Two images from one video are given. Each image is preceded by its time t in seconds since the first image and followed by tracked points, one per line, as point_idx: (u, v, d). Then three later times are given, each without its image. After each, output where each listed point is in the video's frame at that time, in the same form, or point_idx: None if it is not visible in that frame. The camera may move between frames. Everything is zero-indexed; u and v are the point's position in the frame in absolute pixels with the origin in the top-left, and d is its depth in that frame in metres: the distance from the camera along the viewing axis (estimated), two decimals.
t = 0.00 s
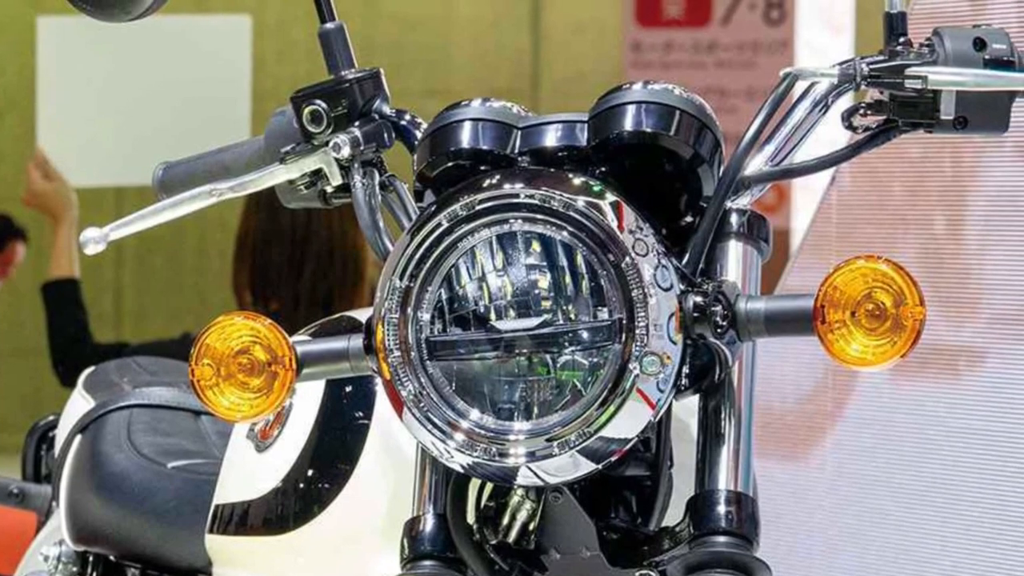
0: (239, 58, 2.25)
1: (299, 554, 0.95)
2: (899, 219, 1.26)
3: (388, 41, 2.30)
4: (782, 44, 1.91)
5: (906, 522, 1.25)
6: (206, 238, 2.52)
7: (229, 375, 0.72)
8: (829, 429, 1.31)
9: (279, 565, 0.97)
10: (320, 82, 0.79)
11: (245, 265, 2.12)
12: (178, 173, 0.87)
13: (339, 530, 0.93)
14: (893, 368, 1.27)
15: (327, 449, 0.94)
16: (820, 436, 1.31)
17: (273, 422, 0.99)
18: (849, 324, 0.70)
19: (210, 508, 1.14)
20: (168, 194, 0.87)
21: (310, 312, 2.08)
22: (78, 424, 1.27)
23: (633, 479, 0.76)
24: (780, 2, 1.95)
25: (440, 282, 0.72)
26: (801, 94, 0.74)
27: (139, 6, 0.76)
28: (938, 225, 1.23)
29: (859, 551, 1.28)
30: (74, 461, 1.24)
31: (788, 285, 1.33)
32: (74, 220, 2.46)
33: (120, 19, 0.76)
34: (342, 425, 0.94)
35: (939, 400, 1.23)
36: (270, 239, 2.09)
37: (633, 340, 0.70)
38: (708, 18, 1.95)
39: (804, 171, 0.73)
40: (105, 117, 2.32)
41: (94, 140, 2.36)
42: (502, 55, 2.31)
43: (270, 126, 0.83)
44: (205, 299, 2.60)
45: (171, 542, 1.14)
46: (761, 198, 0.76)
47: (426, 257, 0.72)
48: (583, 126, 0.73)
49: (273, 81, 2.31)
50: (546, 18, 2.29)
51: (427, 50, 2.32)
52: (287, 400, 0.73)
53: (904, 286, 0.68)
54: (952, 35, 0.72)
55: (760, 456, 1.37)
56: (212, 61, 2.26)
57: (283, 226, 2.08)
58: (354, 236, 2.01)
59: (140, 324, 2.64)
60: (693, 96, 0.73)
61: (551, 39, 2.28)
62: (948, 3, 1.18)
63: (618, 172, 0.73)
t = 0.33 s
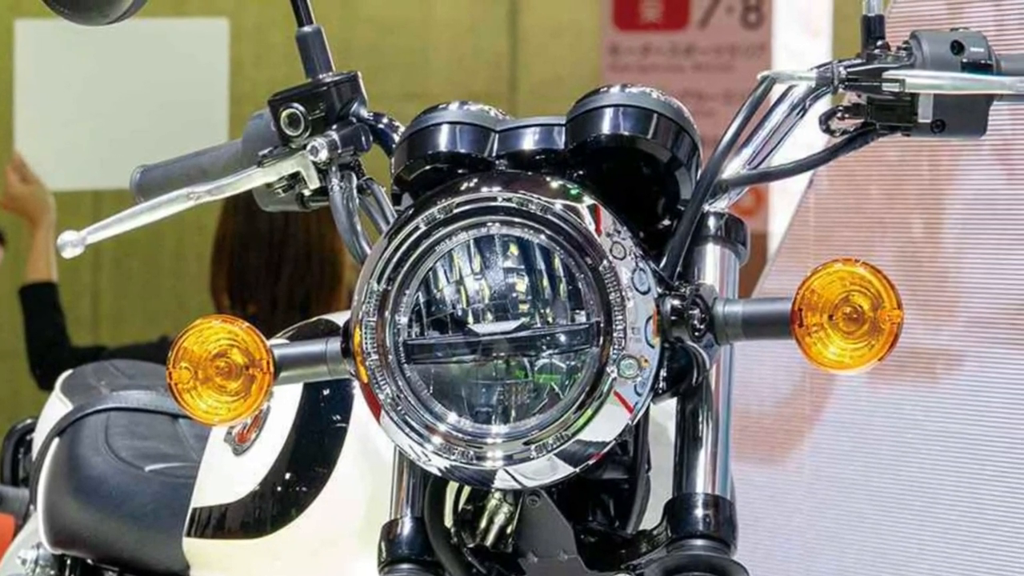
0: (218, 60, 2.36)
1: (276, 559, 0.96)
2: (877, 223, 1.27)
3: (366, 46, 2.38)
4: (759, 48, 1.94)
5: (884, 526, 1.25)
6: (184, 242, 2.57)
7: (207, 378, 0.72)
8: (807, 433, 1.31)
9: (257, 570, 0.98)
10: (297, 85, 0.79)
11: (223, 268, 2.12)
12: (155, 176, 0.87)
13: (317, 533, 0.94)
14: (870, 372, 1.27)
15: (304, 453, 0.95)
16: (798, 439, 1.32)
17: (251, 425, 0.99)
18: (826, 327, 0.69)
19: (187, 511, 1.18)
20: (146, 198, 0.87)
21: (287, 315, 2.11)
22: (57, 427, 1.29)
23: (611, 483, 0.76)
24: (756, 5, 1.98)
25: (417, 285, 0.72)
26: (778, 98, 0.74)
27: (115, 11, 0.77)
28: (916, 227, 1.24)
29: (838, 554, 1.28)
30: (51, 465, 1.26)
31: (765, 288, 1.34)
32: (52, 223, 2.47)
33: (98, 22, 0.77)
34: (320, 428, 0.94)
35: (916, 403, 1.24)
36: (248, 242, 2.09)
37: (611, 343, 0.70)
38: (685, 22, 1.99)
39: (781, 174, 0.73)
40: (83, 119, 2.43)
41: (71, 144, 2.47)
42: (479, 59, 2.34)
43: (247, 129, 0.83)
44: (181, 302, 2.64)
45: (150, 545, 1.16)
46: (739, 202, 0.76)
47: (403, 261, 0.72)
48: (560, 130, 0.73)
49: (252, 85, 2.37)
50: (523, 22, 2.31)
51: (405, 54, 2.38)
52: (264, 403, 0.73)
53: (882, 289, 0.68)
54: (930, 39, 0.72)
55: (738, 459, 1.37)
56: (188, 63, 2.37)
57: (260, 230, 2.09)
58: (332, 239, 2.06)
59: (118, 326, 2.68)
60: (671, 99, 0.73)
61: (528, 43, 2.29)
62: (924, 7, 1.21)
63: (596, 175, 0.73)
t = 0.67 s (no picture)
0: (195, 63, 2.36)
1: (253, 561, 0.98)
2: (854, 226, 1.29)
3: (345, 51, 2.31)
4: (736, 51, 1.94)
5: (861, 527, 1.37)
6: (162, 244, 2.55)
7: (184, 382, 0.72)
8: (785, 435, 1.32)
9: (232, 571, 1.00)
10: (274, 89, 0.79)
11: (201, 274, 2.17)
12: (132, 179, 0.87)
13: (295, 536, 0.96)
14: (847, 377, 1.39)
15: (282, 455, 0.97)
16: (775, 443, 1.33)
17: (229, 429, 1.02)
18: (804, 331, 0.69)
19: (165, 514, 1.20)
20: (123, 202, 0.87)
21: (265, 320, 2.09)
22: (34, 430, 1.31)
23: (589, 486, 0.76)
24: (734, 7, 1.96)
25: (395, 289, 0.72)
26: (756, 101, 0.75)
27: (93, 13, 0.79)
28: (893, 231, 1.36)
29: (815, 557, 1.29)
30: (27, 469, 1.27)
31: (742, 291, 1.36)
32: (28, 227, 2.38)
33: (75, 25, 0.79)
34: (297, 432, 0.97)
35: (894, 406, 1.35)
36: (226, 246, 2.11)
37: (588, 346, 0.70)
38: (663, 25, 1.99)
39: (758, 177, 0.73)
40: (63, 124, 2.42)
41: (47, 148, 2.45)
42: (457, 62, 2.31)
43: (224, 132, 0.83)
44: (158, 304, 2.61)
45: (127, 548, 1.19)
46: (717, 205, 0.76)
47: (381, 264, 0.72)
48: (538, 133, 0.73)
49: (229, 88, 2.34)
50: (500, 23, 2.28)
51: (383, 57, 2.33)
52: (242, 406, 0.73)
53: (859, 293, 0.68)
54: (908, 42, 0.72)
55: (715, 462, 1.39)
56: (167, 68, 2.37)
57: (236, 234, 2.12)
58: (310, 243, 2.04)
59: (95, 330, 2.66)
60: (649, 102, 0.74)
61: (506, 45, 2.28)
62: (902, 10, 1.32)
63: (573, 178, 0.73)
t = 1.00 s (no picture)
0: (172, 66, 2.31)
1: (232, 563, 0.99)
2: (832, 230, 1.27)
3: (324, 54, 2.31)
4: (714, 55, 1.94)
5: (839, 531, 1.26)
6: (139, 249, 2.59)
7: (162, 385, 0.72)
8: (762, 439, 1.32)
9: (211, 573, 1.01)
10: (252, 92, 0.80)
11: (178, 275, 2.16)
12: (111, 182, 0.88)
13: (272, 540, 0.97)
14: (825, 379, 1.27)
15: (259, 458, 0.99)
16: (752, 446, 1.33)
17: (206, 432, 1.04)
18: (782, 334, 0.68)
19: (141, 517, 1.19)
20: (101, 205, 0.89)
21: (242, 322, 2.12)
22: (12, 434, 1.32)
23: (566, 489, 0.77)
24: (711, 11, 1.98)
25: (373, 292, 0.71)
26: (734, 104, 0.75)
27: (70, 17, 0.79)
28: (871, 236, 1.24)
29: (793, 561, 1.29)
30: (7, 472, 1.29)
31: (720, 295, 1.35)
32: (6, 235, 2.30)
33: (53, 29, 0.80)
34: (275, 435, 0.99)
35: (872, 410, 1.24)
36: (203, 249, 2.12)
37: (566, 349, 0.69)
38: (640, 29, 2.00)
39: (734, 181, 0.73)
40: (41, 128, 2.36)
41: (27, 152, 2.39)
42: (435, 65, 2.38)
43: (203, 136, 0.84)
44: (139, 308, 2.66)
45: (104, 552, 1.19)
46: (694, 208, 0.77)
47: (358, 268, 0.71)
48: (516, 137, 0.73)
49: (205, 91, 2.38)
50: (478, 25, 2.37)
51: (361, 60, 2.37)
52: (220, 410, 0.73)
53: (836, 296, 0.67)
54: (885, 45, 0.72)
55: (693, 466, 1.38)
56: (143, 71, 2.29)
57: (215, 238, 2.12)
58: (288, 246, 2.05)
59: (73, 334, 2.68)
60: (626, 106, 0.74)
61: (482, 48, 2.37)
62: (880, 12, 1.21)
63: (551, 181, 0.73)
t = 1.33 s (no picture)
0: (149, 69, 2.24)
1: (208, 567, 1.00)
2: (810, 232, 1.27)
3: (298, 56, 2.28)
4: (692, 58, 1.94)
5: (817, 534, 1.26)
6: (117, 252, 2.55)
7: (139, 389, 0.72)
8: (739, 443, 1.31)
9: None
10: (230, 96, 0.81)
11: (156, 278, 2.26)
12: (88, 186, 0.89)
13: (249, 544, 0.97)
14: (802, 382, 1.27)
15: (237, 462, 0.99)
16: (730, 449, 1.32)
17: (184, 435, 1.05)
18: (759, 337, 0.68)
19: (119, 522, 1.21)
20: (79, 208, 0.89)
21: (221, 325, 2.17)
22: None
23: (544, 493, 0.77)
24: (689, 15, 1.98)
25: (350, 295, 0.70)
26: (712, 107, 0.76)
27: (47, 20, 0.80)
28: (848, 239, 1.24)
29: (769, 562, 1.29)
30: None
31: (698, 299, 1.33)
32: None
33: (31, 32, 0.80)
34: (253, 438, 0.99)
35: (849, 414, 1.24)
36: (181, 252, 2.20)
37: (543, 353, 0.69)
38: (619, 32, 1.99)
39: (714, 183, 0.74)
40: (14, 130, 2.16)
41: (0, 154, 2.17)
42: (413, 69, 2.30)
43: (180, 139, 0.85)
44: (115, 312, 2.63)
45: (81, 556, 1.21)
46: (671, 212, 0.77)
47: (336, 271, 0.70)
48: (493, 140, 0.73)
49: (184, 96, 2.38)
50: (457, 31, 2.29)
51: (337, 63, 2.30)
52: (198, 413, 0.73)
53: (813, 299, 0.67)
54: (863, 49, 0.73)
55: (670, 469, 1.37)
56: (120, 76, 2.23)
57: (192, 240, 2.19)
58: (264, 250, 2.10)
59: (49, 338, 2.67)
60: (604, 109, 0.74)
61: (462, 52, 2.29)
62: (857, 15, 1.20)
63: (528, 185, 0.73)
